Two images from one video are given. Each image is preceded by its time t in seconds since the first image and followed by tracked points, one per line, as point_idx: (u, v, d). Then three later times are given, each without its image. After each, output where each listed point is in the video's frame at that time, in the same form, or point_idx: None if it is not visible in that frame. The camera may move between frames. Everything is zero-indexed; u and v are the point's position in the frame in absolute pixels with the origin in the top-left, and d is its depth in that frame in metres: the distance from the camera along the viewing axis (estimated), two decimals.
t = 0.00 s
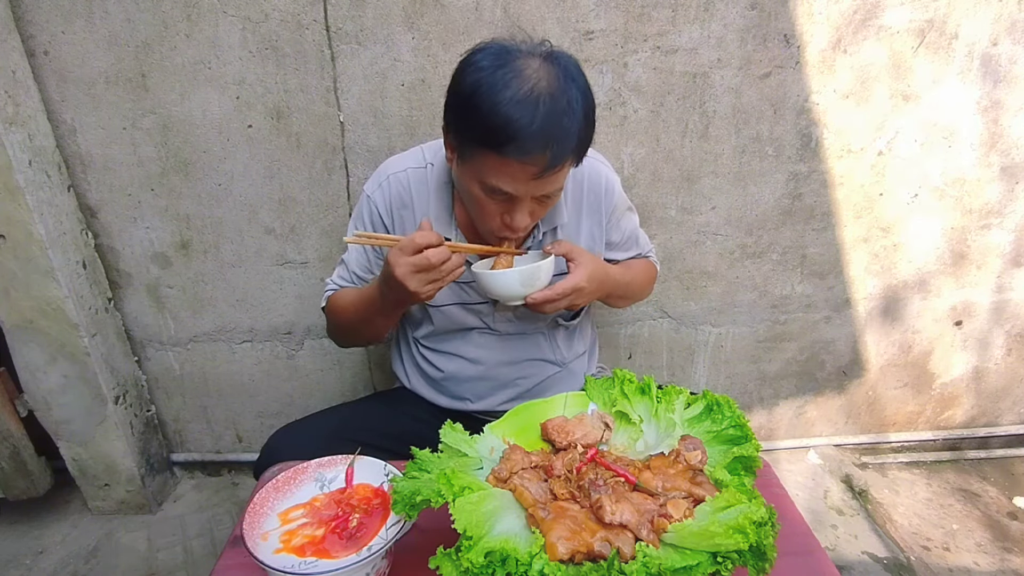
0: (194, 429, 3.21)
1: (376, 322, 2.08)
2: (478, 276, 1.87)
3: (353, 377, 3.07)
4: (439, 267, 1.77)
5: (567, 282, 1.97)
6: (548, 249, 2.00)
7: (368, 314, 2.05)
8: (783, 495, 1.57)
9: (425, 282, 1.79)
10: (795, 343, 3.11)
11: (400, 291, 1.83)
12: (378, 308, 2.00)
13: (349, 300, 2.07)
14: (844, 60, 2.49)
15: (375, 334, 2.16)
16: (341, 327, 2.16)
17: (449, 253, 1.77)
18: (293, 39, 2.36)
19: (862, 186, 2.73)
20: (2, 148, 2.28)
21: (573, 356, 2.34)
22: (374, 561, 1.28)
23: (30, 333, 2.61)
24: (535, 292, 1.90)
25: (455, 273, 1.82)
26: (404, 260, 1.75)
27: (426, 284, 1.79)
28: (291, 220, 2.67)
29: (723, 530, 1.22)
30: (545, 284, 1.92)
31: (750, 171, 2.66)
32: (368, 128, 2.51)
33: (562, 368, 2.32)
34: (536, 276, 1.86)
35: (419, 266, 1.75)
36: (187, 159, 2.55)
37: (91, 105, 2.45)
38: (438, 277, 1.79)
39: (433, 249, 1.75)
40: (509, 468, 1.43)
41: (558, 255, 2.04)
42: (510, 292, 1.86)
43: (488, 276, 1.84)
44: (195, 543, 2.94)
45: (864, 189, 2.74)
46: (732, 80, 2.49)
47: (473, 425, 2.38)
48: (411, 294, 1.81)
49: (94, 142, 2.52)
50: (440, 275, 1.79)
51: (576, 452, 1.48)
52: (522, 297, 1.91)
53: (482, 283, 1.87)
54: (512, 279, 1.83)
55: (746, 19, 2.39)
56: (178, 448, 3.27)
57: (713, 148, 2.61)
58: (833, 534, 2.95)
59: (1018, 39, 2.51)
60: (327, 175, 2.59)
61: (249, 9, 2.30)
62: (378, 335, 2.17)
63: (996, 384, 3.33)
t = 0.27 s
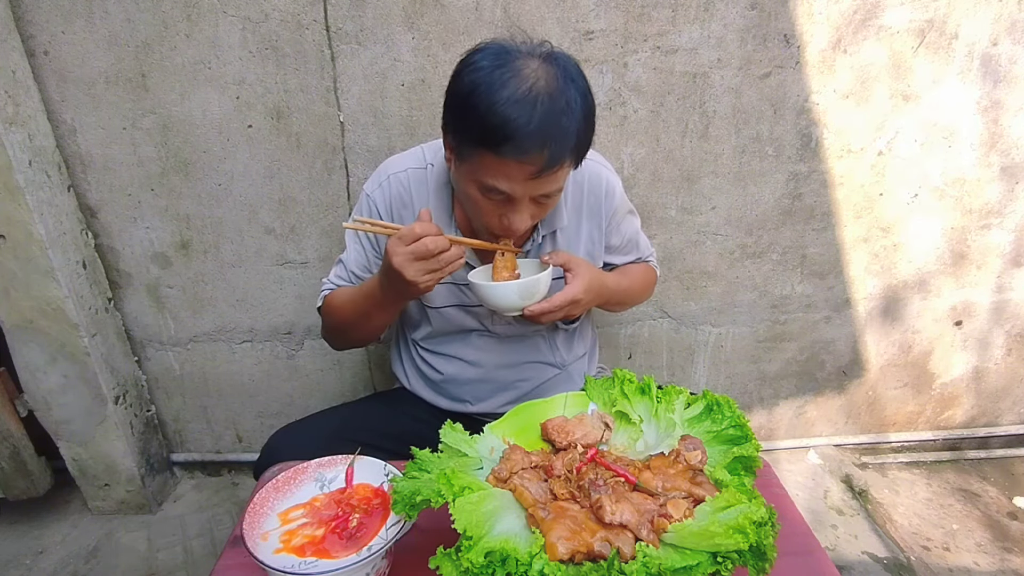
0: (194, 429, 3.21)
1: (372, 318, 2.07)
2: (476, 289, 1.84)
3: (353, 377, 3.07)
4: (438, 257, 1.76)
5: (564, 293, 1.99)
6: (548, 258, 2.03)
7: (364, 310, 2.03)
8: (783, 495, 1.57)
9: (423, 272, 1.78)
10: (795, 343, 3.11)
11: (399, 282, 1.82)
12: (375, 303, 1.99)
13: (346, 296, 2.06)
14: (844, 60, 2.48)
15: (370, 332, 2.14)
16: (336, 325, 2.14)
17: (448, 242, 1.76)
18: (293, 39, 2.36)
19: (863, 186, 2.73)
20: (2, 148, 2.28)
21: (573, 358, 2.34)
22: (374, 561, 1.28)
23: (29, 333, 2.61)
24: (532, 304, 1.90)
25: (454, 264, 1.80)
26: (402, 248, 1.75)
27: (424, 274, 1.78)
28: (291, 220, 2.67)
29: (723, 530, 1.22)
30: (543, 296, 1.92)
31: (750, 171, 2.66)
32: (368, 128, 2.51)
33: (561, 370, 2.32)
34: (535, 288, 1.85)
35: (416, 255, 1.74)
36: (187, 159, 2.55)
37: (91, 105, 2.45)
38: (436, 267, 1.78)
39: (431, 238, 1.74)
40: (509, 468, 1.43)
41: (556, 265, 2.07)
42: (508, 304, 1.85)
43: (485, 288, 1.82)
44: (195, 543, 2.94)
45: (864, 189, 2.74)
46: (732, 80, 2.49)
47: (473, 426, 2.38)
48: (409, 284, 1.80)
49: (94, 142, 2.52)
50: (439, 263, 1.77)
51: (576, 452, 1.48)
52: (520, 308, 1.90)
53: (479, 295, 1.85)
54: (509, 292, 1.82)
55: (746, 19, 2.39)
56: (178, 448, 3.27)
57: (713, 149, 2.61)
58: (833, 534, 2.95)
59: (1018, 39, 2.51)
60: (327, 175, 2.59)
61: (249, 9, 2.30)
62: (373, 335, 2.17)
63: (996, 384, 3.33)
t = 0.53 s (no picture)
0: (194, 429, 3.21)
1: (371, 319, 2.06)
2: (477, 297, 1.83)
3: (353, 377, 3.07)
4: (442, 259, 1.76)
5: (563, 303, 2.00)
6: (548, 267, 2.03)
7: (364, 309, 2.03)
8: (783, 495, 1.57)
9: (426, 272, 1.77)
10: (795, 343, 3.11)
11: (401, 282, 1.81)
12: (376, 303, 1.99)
13: (347, 294, 2.06)
14: (844, 60, 2.48)
15: (368, 333, 2.14)
16: (334, 322, 2.13)
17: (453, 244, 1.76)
18: (293, 39, 2.35)
19: (863, 186, 2.73)
20: (2, 148, 2.28)
21: (573, 360, 2.35)
22: (374, 561, 1.28)
23: (29, 333, 2.61)
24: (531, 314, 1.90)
25: (457, 267, 1.80)
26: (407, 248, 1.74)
27: (426, 275, 1.77)
28: (291, 220, 2.67)
29: (723, 530, 1.22)
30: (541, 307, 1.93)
31: (750, 170, 2.66)
32: (368, 128, 2.51)
33: (561, 371, 2.32)
34: (535, 301, 1.85)
35: (420, 255, 1.74)
36: (187, 159, 2.55)
37: (91, 105, 2.45)
38: (440, 269, 1.78)
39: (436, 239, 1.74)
40: (508, 468, 1.43)
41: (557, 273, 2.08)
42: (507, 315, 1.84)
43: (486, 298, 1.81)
44: (195, 543, 2.94)
45: (864, 189, 2.74)
46: (732, 80, 2.49)
47: (473, 426, 2.38)
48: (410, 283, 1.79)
49: (94, 142, 2.52)
50: (443, 265, 1.77)
51: (576, 452, 1.48)
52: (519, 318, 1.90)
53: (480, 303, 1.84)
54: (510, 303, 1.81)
55: (746, 19, 2.39)
56: (178, 448, 3.27)
57: (713, 149, 2.61)
58: (833, 534, 2.95)
59: (1018, 39, 2.51)
60: (327, 175, 2.59)
61: (249, 9, 2.30)
62: (373, 335, 2.16)
63: (996, 384, 3.33)
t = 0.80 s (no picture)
0: (193, 429, 3.21)
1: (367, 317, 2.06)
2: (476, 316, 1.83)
3: (353, 378, 3.08)
4: (444, 261, 1.76)
5: (561, 315, 2.00)
6: (545, 280, 2.02)
7: (362, 306, 2.02)
8: (783, 495, 1.57)
9: (428, 272, 1.77)
10: (795, 343, 3.11)
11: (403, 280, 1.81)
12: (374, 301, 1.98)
13: (346, 290, 2.06)
14: (844, 60, 2.48)
15: (365, 330, 2.13)
16: (330, 318, 2.12)
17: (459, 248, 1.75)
18: (293, 39, 2.35)
19: (863, 186, 2.73)
20: (2, 148, 2.28)
21: (574, 361, 2.35)
22: (374, 561, 1.28)
23: (29, 333, 2.61)
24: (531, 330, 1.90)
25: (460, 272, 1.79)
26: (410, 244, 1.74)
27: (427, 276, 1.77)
28: (291, 220, 2.67)
29: (723, 530, 1.22)
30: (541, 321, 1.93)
31: (750, 171, 2.66)
32: (368, 128, 2.51)
33: (561, 372, 2.33)
34: (534, 318, 1.85)
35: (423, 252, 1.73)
36: (187, 159, 2.55)
37: (91, 105, 2.45)
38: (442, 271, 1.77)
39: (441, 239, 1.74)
40: (509, 468, 1.43)
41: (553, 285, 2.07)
42: (508, 333, 1.84)
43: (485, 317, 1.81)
44: (195, 543, 2.94)
45: (864, 189, 2.74)
46: (732, 80, 2.49)
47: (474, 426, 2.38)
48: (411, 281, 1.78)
49: (94, 142, 2.52)
50: (445, 268, 1.77)
51: (576, 453, 1.48)
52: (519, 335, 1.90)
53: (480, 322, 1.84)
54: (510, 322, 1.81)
55: (746, 19, 2.39)
56: (178, 448, 3.27)
57: (713, 149, 2.61)
58: (833, 534, 2.95)
59: (1018, 39, 2.51)
60: (327, 175, 2.59)
61: (249, 9, 2.30)
62: (368, 334, 2.16)
63: (996, 384, 3.33)
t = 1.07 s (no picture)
0: (193, 429, 3.21)
1: (360, 318, 2.05)
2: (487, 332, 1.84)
3: (353, 378, 3.07)
4: (453, 283, 1.76)
5: (566, 326, 2.00)
6: (549, 291, 1.99)
7: (357, 307, 2.01)
8: (783, 495, 1.57)
9: (434, 289, 1.77)
10: (795, 343, 3.11)
11: (408, 290, 1.81)
12: (372, 305, 1.98)
13: (345, 288, 2.05)
14: (844, 60, 2.48)
15: (353, 332, 2.12)
16: (321, 312, 2.10)
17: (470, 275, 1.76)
18: (293, 39, 2.35)
19: (863, 186, 2.73)
20: (2, 148, 2.28)
21: (574, 360, 2.35)
22: (374, 561, 1.28)
23: (29, 333, 2.61)
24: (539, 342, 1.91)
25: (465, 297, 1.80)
26: (422, 257, 1.75)
27: (432, 293, 1.77)
28: (291, 220, 2.67)
29: (723, 530, 1.22)
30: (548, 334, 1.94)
31: (749, 171, 2.66)
32: (368, 128, 2.51)
33: (562, 371, 2.33)
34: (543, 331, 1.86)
35: (433, 267, 1.74)
36: (187, 159, 2.55)
37: (91, 105, 2.45)
38: (448, 292, 1.78)
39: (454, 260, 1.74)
40: (509, 468, 1.43)
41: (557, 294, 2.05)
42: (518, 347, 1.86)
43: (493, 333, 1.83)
44: (195, 543, 2.94)
45: (863, 189, 2.74)
46: (732, 80, 2.49)
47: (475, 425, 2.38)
48: (415, 292, 1.79)
49: (94, 142, 2.52)
50: (452, 288, 1.77)
51: (576, 453, 1.48)
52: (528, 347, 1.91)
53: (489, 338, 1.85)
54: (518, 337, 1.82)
55: (746, 19, 2.39)
56: (178, 448, 3.27)
57: (713, 149, 2.61)
58: (833, 534, 2.95)
59: (1018, 39, 2.52)
60: (327, 176, 2.59)
61: (249, 9, 2.30)
62: (357, 336, 2.15)
63: (996, 384, 3.33)
